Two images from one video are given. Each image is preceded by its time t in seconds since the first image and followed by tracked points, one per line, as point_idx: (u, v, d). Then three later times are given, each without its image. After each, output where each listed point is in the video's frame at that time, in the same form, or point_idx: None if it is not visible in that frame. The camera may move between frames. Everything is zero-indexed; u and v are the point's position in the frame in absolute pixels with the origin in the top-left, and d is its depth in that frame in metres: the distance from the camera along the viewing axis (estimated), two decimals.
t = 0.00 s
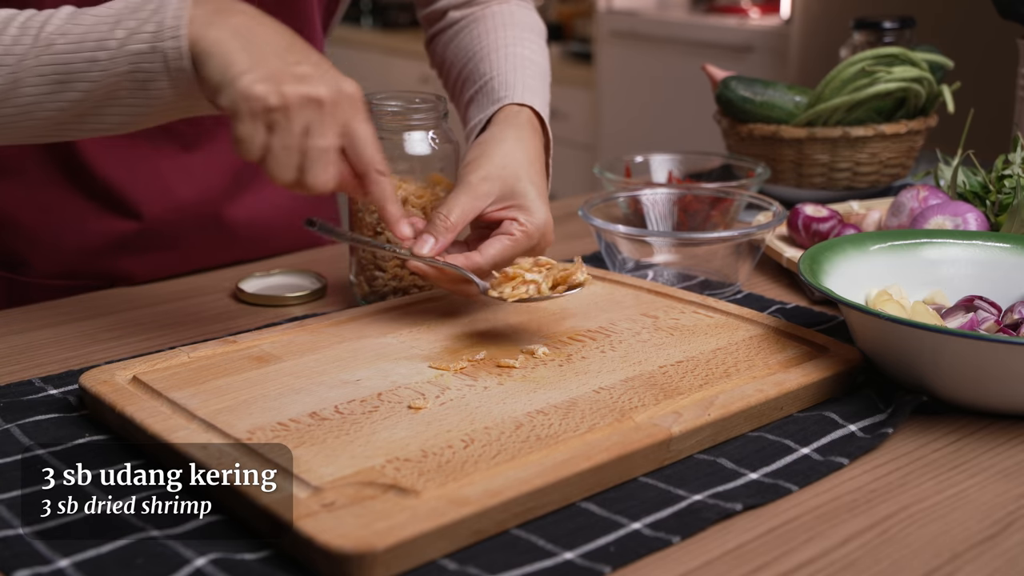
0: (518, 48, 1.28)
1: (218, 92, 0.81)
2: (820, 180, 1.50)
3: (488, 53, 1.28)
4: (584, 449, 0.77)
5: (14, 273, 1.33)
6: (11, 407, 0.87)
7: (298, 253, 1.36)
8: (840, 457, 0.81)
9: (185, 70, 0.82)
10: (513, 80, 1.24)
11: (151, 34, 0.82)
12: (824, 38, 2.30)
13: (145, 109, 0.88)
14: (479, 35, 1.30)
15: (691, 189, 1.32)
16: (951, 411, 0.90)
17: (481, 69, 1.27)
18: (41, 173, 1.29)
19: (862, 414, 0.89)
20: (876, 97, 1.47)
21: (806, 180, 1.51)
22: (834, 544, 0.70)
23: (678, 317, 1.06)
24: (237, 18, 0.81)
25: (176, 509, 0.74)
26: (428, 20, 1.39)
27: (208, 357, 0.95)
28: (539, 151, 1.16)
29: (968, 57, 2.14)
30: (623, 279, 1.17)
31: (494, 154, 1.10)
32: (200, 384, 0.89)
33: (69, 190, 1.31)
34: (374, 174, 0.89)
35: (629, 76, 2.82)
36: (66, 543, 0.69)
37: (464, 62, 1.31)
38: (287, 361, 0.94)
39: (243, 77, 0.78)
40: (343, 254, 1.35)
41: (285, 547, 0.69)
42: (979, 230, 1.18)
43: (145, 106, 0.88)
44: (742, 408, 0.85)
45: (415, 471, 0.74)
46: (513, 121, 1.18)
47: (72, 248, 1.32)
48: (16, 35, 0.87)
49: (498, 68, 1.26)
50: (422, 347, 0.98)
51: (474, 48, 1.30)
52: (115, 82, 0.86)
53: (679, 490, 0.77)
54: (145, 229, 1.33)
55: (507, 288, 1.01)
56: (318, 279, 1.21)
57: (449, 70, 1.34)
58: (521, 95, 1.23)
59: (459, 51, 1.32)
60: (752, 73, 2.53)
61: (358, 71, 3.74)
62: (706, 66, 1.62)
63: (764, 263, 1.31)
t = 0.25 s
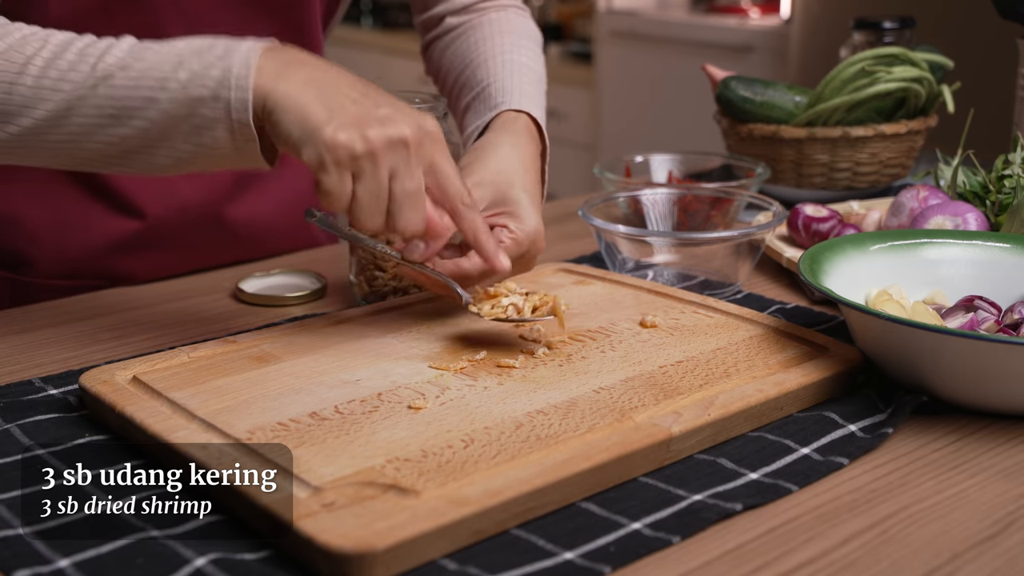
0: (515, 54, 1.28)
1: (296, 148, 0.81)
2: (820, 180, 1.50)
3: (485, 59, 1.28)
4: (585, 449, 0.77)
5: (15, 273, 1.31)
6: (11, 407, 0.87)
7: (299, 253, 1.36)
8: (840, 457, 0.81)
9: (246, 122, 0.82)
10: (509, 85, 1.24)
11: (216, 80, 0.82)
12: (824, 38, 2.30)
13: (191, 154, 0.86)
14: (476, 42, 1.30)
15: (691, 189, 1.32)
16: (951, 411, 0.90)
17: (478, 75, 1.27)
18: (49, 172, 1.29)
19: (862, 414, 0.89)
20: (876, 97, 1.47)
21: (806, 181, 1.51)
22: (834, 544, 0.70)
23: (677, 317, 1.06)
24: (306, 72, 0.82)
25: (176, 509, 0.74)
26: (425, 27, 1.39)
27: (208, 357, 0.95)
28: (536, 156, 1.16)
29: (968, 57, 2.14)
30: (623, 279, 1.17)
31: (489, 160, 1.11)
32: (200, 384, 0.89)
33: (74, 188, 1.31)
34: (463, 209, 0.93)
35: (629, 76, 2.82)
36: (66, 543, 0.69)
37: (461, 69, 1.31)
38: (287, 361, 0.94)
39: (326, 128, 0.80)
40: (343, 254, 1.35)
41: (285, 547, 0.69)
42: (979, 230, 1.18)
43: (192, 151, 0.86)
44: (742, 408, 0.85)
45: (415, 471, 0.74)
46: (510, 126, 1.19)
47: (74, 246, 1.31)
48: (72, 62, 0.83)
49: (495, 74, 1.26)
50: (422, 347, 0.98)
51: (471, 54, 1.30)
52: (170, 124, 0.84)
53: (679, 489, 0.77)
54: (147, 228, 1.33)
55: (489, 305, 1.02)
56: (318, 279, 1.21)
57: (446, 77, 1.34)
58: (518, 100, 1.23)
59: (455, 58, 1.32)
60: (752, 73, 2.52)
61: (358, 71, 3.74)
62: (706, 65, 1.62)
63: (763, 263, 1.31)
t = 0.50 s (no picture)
0: (511, 57, 1.28)
1: (285, 170, 0.82)
2: (820, 180, 1.50)
3: (481, 62, 1.28)
4: (584, 449, 0.77)
5: (16, 273, 1.31)
6: (11, 407, 0.87)
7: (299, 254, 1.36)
8: (840, 457, 0.81)
9: (234, 140, 0.84)
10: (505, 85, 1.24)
11: (206, 99, 0.83)
12: (824, 38, 2.30)
13: (180, 168, 0.89)
14: (471, 46, 1.30)
15: (691, 189, 1.32)
16: (951, 411, 0.90)
17: (474, 77, 1.28)
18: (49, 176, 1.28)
19: (862, 414, 0.89)
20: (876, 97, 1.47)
21: (806, 181, 1.51)
22: (834, 544, 0.70)
23: (677, 317, 1.06)
24: (299, 92, 0.82)
25: (176, 509, 0.74)
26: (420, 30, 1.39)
27: (208, 357, 0.95)
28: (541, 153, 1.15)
29: (968, 57, 2.14)
30: (623, 279, 1.17)
31: (484, 156, 1.11)
32: (200, 384, 0.89)
33: (75, 188, 1.31)
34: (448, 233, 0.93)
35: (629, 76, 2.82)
36: (66, 542, 0.69)
37: (458, 73, 1.31)
38: (287, 360, 0.94)
39: (314, 151, 0.79)
40: (343, 254, 1.35)
41: (285, 547, 0.69)
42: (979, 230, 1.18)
43: (182, 166, 0.89)
44: (742, 408, 0.85)
45: (415, 471, 0.74)
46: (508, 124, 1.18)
47: (73, 248, 1.31)
48: (63, 71, 0.86)
49: (490, 76, 1.26)
50: (422, 348, 0.98)
51: (466, 58, 1.30)
52: (159, 138, 0.87)
53: (679, 489, 0.77)
54: (148, 228, 1.33)
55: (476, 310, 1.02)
56: (318, 279, 1.21)
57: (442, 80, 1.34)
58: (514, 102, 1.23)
59: (451, 62, 1.32)
60: (752, 73, 2.52)
61: (358, 71, 3.74)
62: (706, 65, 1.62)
63: (763, 263, 1.31)
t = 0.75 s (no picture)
0: (509, 53, 1.28)
1: (298, 174, 0.82)
2: (820, 180, 1.50)
3: (480, 60, 1.28)
4: (585, 449, 0.77)
5: (16, 273, 1.31)
6: (11, 407, 0.87)
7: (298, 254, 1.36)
8: (840, 457, 0.81)
9: (244, 144, 0.83)
10: (503, 82, 1.24)
11: (215, 102, 0.83)
12: (824, 38, 2.30)
13: (190, 173, 0.89)
14: (471, 45, 1.30)
15: (691, 189, 1.32)
16: (951, 411, 0.90)
17: (473, 75, 1.28)
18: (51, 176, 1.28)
19: (862, 414, 0.89)
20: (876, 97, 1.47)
21: (806, 181, 1.51)
22: (834, 544, 0.70)
23: (677, 317, 1.06)
24: (309, 94, 0.83)
25: (175, 509, 0.74)
26: (419, 30, 1.39)
27: (208, 357, 0.95)
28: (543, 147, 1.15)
29: (968, 57, 2.14)
30: (623, 279, 1.17)
31: (482, 149, 1.11)
32: (200, 384, 0.89)
33: (77, 189, 1.31)
34: (466, 233, 0.93)
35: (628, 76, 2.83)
36: (65, 542, 0.69)
37: (458, 73, 1.31)
38: (286, 360, 0.94)
39: (327, 153, 0.80)
40: (343, 254, 1.35)
41: (286, 547, 0.69)
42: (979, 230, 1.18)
43: (192, 171, 0.88)
44: (742, 408, 0.85)
45: (415, 471, 0.74)
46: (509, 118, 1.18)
47: (74, 249, 1.31)
48: (74, 73, 0.86)
49: (489, 73, 1.26)
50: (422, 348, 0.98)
51: (466, 57, 1.30)
52: (168, 142, 0.86)
53: (679, 490, 0.77)
54: (149, 229, 1.33)
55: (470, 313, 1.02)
56: (319, 279, 1.21)
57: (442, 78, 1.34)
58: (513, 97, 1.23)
59: (451, 61, 1.32)
60: (752, 73, 2.52)
61: (358, 71, 3.74)
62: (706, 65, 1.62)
63: (763, 262, 1.31)
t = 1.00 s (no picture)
0: (505, 27, 1.21)
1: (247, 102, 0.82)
2: (833, 173, 1.45)
3: (476, 36, 1.21)
4: (584, 459, 0.72)
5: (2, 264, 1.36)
6: None
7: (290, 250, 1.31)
8: (854, 467, 0.76)
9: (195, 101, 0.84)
10: (501, 50, 1.15)
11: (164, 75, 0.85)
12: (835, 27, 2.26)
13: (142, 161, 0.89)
14: (456, 15, 1.26)
15: (699, 181, 1.28)
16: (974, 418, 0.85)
17: (469, 49, 1.20)
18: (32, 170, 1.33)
19: (878, 421, 0.84)
20: (892, 85, 1.42)
21: (818, 173, 1.46)
22: (851, 560, 0.65)
23: (683, 318, 1.01)
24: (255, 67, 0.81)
25: (149, 521, 0.69)
26: (396, 5, 1.35)
27: (184, 361, 0.91)
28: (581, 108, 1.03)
29: (990, 41, 2.08)
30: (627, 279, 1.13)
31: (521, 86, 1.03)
32: (175, 391, 0.84)
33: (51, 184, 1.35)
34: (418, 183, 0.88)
35: (632, 66, 2.77)
36: (30, 558, 0.63)
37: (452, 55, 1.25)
38: (268, 366, 0.90)
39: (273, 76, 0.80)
40: (336, 250, 1.30)
41: (263, 564, 0.64)
42: (1002, 225, 1.13)
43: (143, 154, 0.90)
44: (751, 415, 0.80)
45: (403, 483, 0.69)
46: (522, 71, 1.06)
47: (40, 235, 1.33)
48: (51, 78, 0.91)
49: (484, 47, 1.18)
50: (412, 351, 0.93)
51: (452, 26, 1.25)
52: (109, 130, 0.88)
53: (684, 502, 0.72)
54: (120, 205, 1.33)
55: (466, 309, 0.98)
56: (307, 277, 1.16)
57: (433, 49, 1.30)
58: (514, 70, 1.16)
59: (440, 33, 1.28)
60: (763, 59, 2.49)
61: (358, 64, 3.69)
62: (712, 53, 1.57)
63: (774, 259, 1.26)
